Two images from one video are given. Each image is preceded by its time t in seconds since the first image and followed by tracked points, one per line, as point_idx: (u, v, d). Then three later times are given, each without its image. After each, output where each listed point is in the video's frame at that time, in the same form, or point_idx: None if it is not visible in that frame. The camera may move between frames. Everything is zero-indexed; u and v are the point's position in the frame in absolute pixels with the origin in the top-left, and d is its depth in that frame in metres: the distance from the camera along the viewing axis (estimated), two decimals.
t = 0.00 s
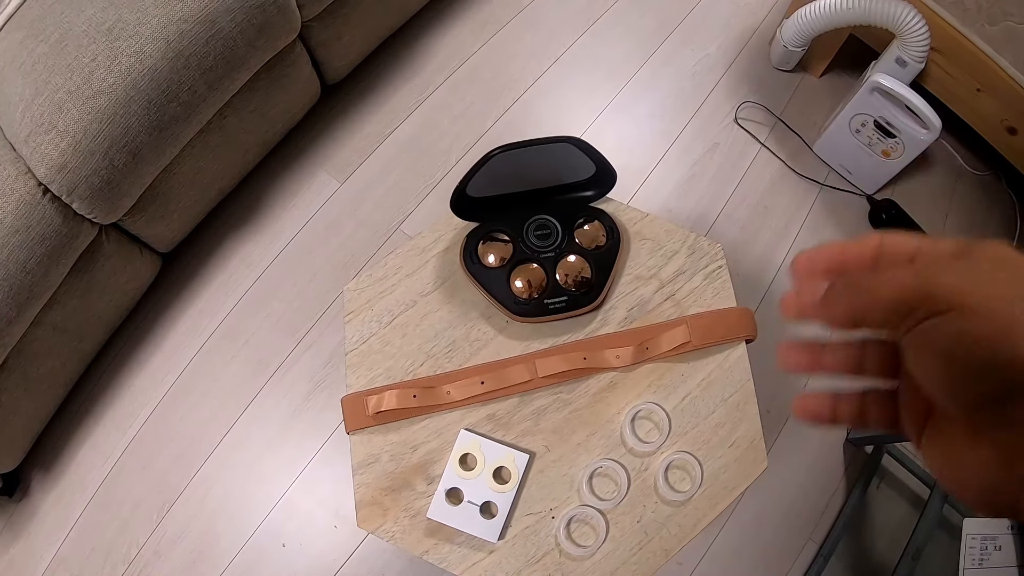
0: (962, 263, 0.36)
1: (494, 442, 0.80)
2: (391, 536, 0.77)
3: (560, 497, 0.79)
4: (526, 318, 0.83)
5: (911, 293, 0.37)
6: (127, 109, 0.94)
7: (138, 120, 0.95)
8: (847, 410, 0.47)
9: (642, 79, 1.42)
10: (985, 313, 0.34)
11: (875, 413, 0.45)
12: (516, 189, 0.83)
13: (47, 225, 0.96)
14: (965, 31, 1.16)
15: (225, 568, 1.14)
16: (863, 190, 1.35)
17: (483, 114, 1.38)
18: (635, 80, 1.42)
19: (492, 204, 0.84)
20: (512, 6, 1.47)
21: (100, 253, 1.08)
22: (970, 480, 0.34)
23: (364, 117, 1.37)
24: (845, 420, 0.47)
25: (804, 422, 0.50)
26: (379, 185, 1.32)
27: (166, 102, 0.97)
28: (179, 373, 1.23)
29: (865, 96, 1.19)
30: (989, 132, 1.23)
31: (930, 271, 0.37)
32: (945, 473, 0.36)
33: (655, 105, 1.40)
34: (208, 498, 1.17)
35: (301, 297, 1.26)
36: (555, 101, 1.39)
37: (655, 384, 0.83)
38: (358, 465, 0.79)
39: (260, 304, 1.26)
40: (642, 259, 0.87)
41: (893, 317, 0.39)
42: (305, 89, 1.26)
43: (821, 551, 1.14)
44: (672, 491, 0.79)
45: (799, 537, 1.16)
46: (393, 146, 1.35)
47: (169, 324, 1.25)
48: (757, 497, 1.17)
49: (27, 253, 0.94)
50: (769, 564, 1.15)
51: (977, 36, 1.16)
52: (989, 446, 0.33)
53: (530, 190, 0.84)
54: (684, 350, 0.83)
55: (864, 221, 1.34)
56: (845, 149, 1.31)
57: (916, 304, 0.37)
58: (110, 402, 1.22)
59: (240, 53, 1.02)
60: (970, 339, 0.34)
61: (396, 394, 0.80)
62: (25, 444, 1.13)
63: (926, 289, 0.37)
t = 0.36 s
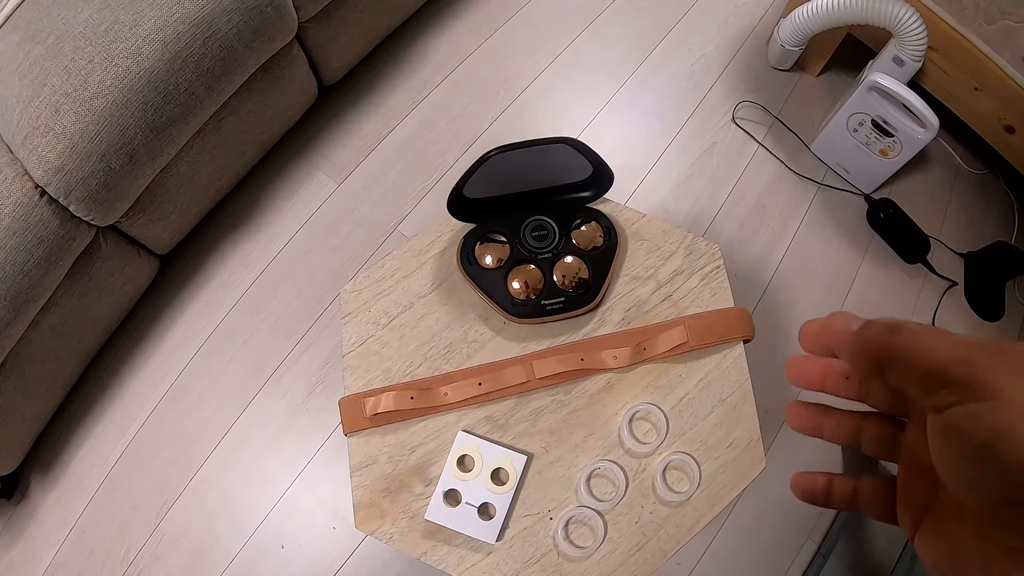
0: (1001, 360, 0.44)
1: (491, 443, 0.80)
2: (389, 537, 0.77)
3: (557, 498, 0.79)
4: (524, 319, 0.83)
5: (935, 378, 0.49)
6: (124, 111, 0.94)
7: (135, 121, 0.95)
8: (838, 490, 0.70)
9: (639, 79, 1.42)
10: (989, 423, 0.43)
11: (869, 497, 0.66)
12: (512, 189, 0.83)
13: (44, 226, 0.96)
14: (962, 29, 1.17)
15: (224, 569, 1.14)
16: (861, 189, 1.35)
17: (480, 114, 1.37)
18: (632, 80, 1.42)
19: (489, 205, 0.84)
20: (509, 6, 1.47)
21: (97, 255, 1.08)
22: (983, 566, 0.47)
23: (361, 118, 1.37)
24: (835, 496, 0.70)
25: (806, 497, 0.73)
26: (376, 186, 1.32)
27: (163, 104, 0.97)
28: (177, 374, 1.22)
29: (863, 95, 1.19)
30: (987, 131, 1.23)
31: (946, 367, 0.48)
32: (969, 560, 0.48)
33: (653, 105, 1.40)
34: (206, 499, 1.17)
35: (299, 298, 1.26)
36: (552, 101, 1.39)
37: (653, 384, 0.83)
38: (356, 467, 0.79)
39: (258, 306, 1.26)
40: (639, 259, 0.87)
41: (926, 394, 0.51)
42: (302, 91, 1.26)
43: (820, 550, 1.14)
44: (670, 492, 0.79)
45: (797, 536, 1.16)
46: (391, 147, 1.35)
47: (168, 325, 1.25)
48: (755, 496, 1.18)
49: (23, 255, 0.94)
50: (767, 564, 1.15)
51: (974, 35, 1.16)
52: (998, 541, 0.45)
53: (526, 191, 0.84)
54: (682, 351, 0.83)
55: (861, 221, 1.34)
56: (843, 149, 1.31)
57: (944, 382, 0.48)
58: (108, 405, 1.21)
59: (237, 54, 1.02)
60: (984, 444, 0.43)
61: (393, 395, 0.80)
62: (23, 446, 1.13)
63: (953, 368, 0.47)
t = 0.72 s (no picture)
0: (1014, 360, 0.46)
1: (487, 437, 0.80)
2: (384, 532, 0.77)
3: (553, 492, 0.79)
4: (519, 312, 0.83)
5: (945, 376, 0.49)
6: (121, 108, 0.94)
7: (133, 119, 0.95)
8: (829, 501, 0.64)
9: (636, 75, 1.42)
10: (1005, 425, 0.44)
11: (866, 505, 0.62)
12: (508, 183, 0.83)
13: (42, 223, 0.95)
14: (958, 25, 1.17)
15: (221, 568, 1.14)
16: (859, 185, 1.35)
17: (477, 112, 1.37)
18: (629, 77, 1.42)
19: (484, 199, 0.84)
20: (505, 3, 1.47)
21: (94, 253, 1.08)
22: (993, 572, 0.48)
23: (358, 115, 1.37)
24: (826, 507, 0.64)
25: (791, 506, 0.66)
26: (373, 183, 1.32)
27: (160, 101, 0.97)
28: (174, 371, 1.22)
29: (860, 91, 1.19)
30: (983, 126, 1.23)
31: (960, 365, 0.48)
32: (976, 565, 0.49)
33: (650, 102, 1.40)
34: (204, 497, 1.16)
35: (297, 295, 1.26)
36: (549, 98, 1.39)
37: (648, 378, 0.82)
38: (351, 461, 0.79)
39: (255, 303, 1.26)
40: (635, 253, 0.87)
41: (935, 393, 0.51)
42: (298, 88, 1.25)
43: (818, 545, 1.14)
44: (666, 486, 0.79)
45: (794, 532, 1.16)
46: (387, 144, 1.35)
47: (165, 323, 1.25)
48: (753, 493, 1.17)
49: (21, 252, 0.94)
50: (765, 560, 1.14)
51: (970, 30, 1.16)
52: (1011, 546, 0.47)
53: (521, 185, 0.84)
54: (677, 344, 0.82)
55: (859, 217, 1.34)
56: (840, 144, 1.31)
57: (956, 380, 0.48)
58: (106, 402, 1.21)
59: (234, 51, 1.02)
60: (999, 446, 0.45)
61: (388, 389, 0.80)
62: (21, 444, 1.13)
63: (965, 367, 0.48)
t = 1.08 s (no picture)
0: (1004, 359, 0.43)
1: (489, 440, 0.80)
2: (387, 534, 0.77)
3: (555, 494, 0.79)
4: (521, 315, 0.83)
5: (926, 376, 0.46)
6: (121, 109, 0.93)
7: (132, 119, 0.95)
8: (816, 499, 0.64)
9: (637, 75, 1.42)
10: (991, 424, 0.42)
11: (851, 505, 0.61)
12: (510, 185, 0.83)
13: (41, 224, 0.95)
14: (960, 27, 1.17)
15: (222, 569, 1.14)
16: (859, 185, 1.35)
17: (477, 112, 1.37)
18: (630, 77, 1.42)
19: (486, 201, 0.84)
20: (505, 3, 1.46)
21: (94, 253, 1.08)
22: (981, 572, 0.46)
23: (358, 115, 1.37)
24: (812, 506, 0.64)
25: (779, 505, 0.66)
26: (373, 183, 1.32)
27: (159, 102, 0.96)
28: (175, 372, 1.22)
29: (860, 91, 1.19)
30: (983, 126, 1.23)
31: (944, 367, 0.45)
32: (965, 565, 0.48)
33: (650, 102, 1.40)
34: (204, 498, 1.16)
35: (297, 295, 1.26)
36: (549, 98, 1.39)
37: (650, 380, 0.82)
38: (353, 464, 0.79)
39: (255, 303, 1.25)
40: (637, 255, 0.87)
41: (918, 394, 0.48)
42: (298, 88, 1.25)
43: (819, 546, 1.14)
44: (668, 488, 0.79)
45: (795, 533, 1.16)
46: (387, 145, 1.35)
47: (165, 323, 1.25)
48: (754, 494, 1.17)
49: (21, 253, 0.93)
50: (766, 560, 1.15)
51: (971, 30, 1.16)
52: (997, 548, 0.45)
53: (523, 187, 0.84)
54: (679, 346, 0.82)
55: (859, 217, 1.34)
56: (840, 145, 1.31)
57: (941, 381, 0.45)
58: (105, 403, 1.21)
59: (234, 51, 1.02)
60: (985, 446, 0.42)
61: (390, 392, 0.80)
62: (21, 446, 1.13)
63: (946, 366, 0.45)
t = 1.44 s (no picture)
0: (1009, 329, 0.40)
1: (491, 440, 0.79)
2: (388, 535, 0.77)
3: (557, 495, 0.79)
4: (523, 314, 0.83)
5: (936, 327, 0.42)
6: (121, 106, 0.93)
7: (132, 117, 0.94)
8: (814, 474, 0.64)
9: (638, 75, 1.41)
10: (993, 396, 0.40)
11: (844, 484, 0.61)
12: (512, 184, 0.83)
13: (40, 223, 0.95)
14: (962, 27, 1.17)
15: (221, 569, 1.13)
16: (861, 186, 1.35)
17: (478, 111, 1.37)
18: (631, 76, 1.41)
19: (488, 200, 0.84)
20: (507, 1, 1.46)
21: (93, 251, 1.07)
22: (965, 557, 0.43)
23: (359, 114, 1.36)
24: (812, 482, 0.64)
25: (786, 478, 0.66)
26: (374, 182, 1.32)
27: (159, 99, 0.96)
28: (175, 371, 1.22)
29: (862, 91, 1.19)
30: (985, 127, 1.23)
31: (957, 324, 0.41)
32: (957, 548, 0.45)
33: (652, 101, 1.39)
34: (204, 497, 1.16)
35: (297, 294, 1.25)
36: (550, 97, 1.39)
37: (653, 381, 0.82)
38: (354, 464, 0.79)
39: (255, 302, 1.25)
40: (640, 255, 0.86)
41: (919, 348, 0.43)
42: (299, 85, 1.25)
43: (820, 546, 1.14)
44: (670, 489, 0.78)
45: (796, 534, 1.16)
46: (388, 143, 1.34)
47: (164, 322, 1.24)
48: (755, 494, 1.17)
49: (21, 252, 0.93)
50: (767, 561, 1.14)
51: (974, 32, 1.16)
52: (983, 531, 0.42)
53: (526, 186, 0.84)
54: (682, 346, 0.82)
55: (861, 217, 1.34)
56: (842, 145, 1.30)
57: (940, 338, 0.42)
58: (104, 402, 1.21)
59: (235, 49, 1.01)
60: (983, 417, 0.40)
61: (391, 392, 0.79)
62: (20, 445, 1.12)
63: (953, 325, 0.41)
